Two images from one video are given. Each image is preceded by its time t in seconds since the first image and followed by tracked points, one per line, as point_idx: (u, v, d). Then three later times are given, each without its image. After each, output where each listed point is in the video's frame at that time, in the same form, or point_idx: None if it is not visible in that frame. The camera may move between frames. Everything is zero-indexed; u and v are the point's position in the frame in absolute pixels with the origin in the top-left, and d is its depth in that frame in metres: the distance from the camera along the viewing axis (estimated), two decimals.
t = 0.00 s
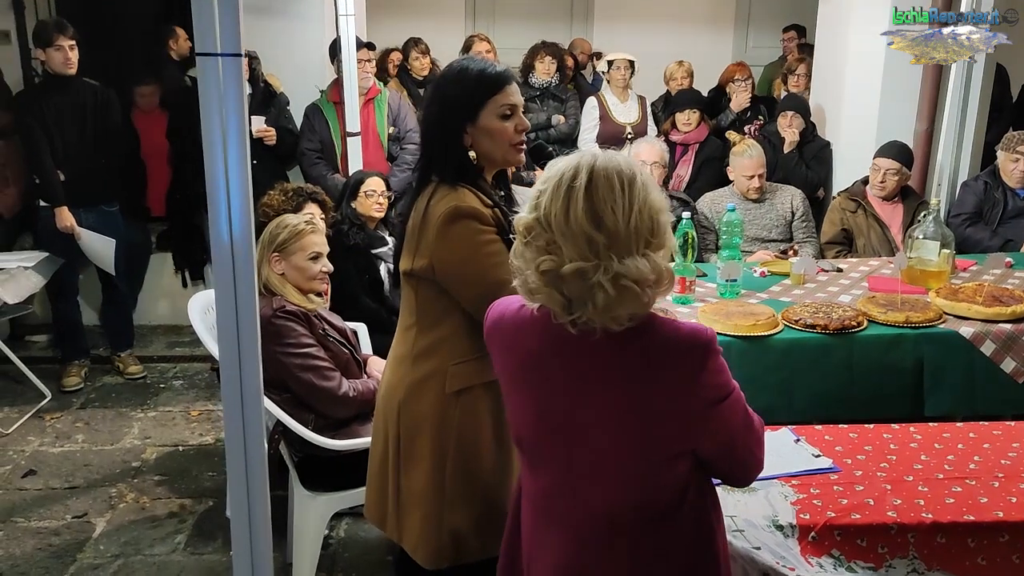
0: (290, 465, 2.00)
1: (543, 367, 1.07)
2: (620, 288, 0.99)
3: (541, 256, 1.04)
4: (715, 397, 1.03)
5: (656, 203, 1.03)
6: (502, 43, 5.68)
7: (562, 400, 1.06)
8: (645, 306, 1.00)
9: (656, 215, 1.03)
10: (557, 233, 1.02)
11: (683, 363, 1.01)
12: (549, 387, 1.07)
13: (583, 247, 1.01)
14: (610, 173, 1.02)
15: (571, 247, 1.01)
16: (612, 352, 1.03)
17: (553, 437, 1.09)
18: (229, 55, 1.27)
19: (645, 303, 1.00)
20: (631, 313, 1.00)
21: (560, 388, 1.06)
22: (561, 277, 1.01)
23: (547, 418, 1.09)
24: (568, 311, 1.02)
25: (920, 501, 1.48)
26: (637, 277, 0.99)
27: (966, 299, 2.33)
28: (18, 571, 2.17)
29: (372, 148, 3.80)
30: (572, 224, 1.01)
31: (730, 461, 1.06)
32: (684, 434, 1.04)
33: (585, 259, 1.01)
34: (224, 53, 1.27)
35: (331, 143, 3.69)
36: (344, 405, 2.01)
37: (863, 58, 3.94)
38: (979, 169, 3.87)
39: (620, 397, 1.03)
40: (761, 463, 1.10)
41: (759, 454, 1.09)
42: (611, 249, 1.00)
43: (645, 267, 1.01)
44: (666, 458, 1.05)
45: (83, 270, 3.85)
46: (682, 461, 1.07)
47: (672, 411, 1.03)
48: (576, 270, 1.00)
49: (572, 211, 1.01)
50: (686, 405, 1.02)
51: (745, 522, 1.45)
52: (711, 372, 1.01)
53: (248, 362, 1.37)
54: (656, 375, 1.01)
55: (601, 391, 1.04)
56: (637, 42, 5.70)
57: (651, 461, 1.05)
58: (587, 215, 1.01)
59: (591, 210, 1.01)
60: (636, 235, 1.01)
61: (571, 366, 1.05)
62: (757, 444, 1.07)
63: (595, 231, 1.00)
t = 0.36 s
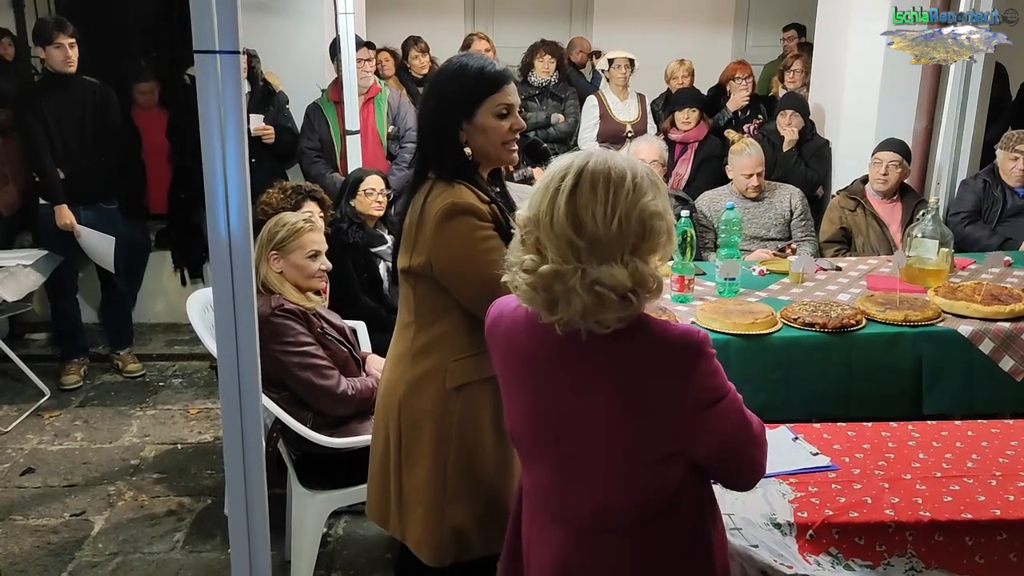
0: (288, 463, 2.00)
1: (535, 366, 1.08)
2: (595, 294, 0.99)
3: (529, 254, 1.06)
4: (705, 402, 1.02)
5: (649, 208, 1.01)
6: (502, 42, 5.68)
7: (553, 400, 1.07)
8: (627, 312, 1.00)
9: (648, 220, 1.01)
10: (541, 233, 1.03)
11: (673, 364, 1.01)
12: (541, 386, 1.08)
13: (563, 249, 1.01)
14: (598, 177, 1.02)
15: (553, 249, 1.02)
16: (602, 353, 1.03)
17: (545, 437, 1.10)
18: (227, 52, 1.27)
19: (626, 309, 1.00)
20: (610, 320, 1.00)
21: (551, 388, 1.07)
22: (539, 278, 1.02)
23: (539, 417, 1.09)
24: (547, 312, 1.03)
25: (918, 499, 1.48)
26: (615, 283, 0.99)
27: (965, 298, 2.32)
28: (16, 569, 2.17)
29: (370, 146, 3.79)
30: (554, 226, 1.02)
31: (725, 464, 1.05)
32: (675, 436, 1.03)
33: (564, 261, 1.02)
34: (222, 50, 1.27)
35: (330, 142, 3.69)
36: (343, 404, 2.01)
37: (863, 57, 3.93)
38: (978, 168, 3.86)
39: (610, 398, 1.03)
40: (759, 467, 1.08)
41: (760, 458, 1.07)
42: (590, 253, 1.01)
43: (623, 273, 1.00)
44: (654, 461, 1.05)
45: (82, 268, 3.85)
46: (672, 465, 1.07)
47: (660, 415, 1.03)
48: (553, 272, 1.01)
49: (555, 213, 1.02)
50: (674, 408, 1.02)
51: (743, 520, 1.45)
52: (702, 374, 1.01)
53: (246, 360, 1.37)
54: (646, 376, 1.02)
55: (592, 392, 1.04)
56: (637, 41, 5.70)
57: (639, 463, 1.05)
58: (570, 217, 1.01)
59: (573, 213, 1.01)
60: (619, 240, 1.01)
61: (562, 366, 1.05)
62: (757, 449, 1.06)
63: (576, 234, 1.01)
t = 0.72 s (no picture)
0: (286, 461, 2.00)
1: (527, 365, 1.09)
2: (575, 302, 1.01)
3: (530, 251, 1.10)
4: (691, 414, 1.01)
5: (644, 219, 1.01)
6: (501, 40, 5.68)
7: (543, 400, 1.08)
8: (610, 320, 1.02)
9: (642, 231, 1.01)
10: (539, 234, 1.06)
11: (660, 373, 1.01)
12: (533, 384, 1.09)
13: (553, 252, 1.04)
14: (594, 182, 1.02)
15: (545, 250, 1.05)
16: (590, 357, 1.04)
17: (536, 435, 1.11)
18: (222, 49, 1.27)
19: (609, 318, 1.01)
20: (591, 329, 1.02)
21: (541, 388, 1.08)
22: (530, 277, 1.07)
23: (530, 414, 1.11)
24: (536, 312, 1.07)
25: (916, 497, 1.48)
26: (596, 294, 1.01)
27: (963, 296, 2.32)
28: (14, 567, 2.17)
29: (370, 144, 3.79)
30: (547, 228, 1.05)
31: (713, 478, 1.04)
32: (661, 445, 1.03)
33: (553, 263, 1.05)
34: (217, 47, 1.27)
35: (331, 140, 3.69)
36: (340, 402, 2.01)
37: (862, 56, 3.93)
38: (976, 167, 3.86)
39: (597, 403, 1.04)
40: (750, 484, 1.07)
41: (753, 474, 1.06)
42: (575, 259, 1.03)
43: (604, 284, 1.02)
44: (638, 466, 1.05)
45: (81, 266, 3.85)
46: (658, 473, 1.06)
47: (645, 421, 1.02)
48: (543, 273, 1.05)
49: (548, 215, 1.04)
50: (661, 415, 1.02)
51: (740, 518, 1.45)
52: (689, 385, 1.01)
53: (242, 358, 1.37)
54: (633, 383, 1.02)
55: (580, 395, 1.05)
56: (635, 39, 5.70)
57: (624, 467, 1.05)
58: (561, 222, 1.03)
59: (565, 218, 1.03)
60: (607, 250, 1.01)
61: (552, 367, 1.06)
62: (751, 464, 1.04)
63: (564, 239, 1.03)
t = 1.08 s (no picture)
0: (287, 461, 2.00)
1: (531, 359, 1.10)
2: (578, 299, 1.02)
3: (536, 246, 1.10)
4: (694, 413, 1.01)
5: (648, 218, 1.01)
6: (502, 40, 5.67)
7: (548, 395, 1.08)
8: (613, 318, 1.02)
9: (646, 230, 1.01)
10: (546, 229, 1.07)
11: (666, 370, 1.01)
12: (536, 380, 1.09)
13: (557, 249, 1.05)
14: (599, 180, 1.02)
15: (551, 246, 1.06)
16: (596, 353, 1.04)
17: (540, 429, 1.11)
18: (223, 49, 1.27)
19: (612, 316, 1.02)
20: (594, 326, 1.02)
21: (546, 383, 1.08)
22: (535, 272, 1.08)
23: (533, 409, 1.11)
24: (541, 307, 1.08)
25: (917, 496, 1.48)
26: (598, 292, 1.01)
27: (963, 295, 2.32)
28: (16, 567, 2.17)
29: (373, 143, 3.77)
30: (552, 225, 1.05)
31: (718, 476, 1.04)
32: (664, 442, 1.03)
33: (558, 259, 1.05)
34: (218, 47, 1.27)
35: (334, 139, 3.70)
36: (341, 402, 2.01)
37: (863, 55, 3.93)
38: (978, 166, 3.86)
39: (602, 399, 1.04)
40: (751, 485, 1.06)
41: (757, 473, 1.06)
42: (579, 257, 1.03)
43: (605, 282, 1.02)
44: (640, 464, 1.05)
45: (82, 267, 3.84)
46: (660, 471, 1.06)
47: (647, 419, 1.03)
48: (547, 268, 1.06)
49: (553, 212, 1.05)
50: (664, 413, 1.02)
51: (741, 518, 1.45)
52: (695, 383, 1.01)
53: (244, 358, 1.37)
54: (639, 379, 1.02)
55: (585, 391, 1.05)
56: (636, 38, 5.70)
57: (626, 464, 1.06)
58: (565, 219, 1.04)
59: (568, 214, 1.03)
60: (610, 248, 1.02)
61: (558, 362, 1.07)
62: (752, 464, 1.04)
63: (568, 236, 1.04)
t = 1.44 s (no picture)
0: (291, 464, 2.00)
1: (535, 363, 1.11)
2: (568, 308, 1.03)
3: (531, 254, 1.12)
4: (696, 413, 1.01)
5: (628, 222, 1.01)
6: (502, 41, 5.68)
7: (550, 401, 1.09)
8: (608, 325, 1.02)
9: (628, 234, 1.01)
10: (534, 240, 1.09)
11: (664, 373, 1.01)
12: (540, 384, 1.10)
13: (545, 258, 1.07)
14: (576, 187, 1.03)
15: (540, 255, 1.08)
16: (595, 358, 1.04)
17: (545, 435, 1.12)
18: (229, 56, 1.27)
19: (605, 323, 1.02)
20: (587, 333, 1.03)
21: (548, 388, 1.09)
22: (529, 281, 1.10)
23: (537, 413, 1.12)
24: (538, 317, 1.09)
25: (920, 499, 1.49)
26: (586, 299, 1.02)
27: (965, 297, 2.33)
28: (21, 570, 2.18)
29: (376, 146, 3.77)
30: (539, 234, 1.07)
31: (723, 476, 1.04)
32: (668, 443, 1.03)
33: (548, 268, 1.07)
34: (224, 53, 1.27)
35: (337, 143, 3.70)
36: (345, 405, 2.02)
37: (863, 56, 3.93)
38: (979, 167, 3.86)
39: (602, 403, 1.05)
40: (756, 483, 1.06)
41: (762, 473, 1.06)
42: (565, 264, 1.04)
43: (590, 288, 1.03)
44: (643, 465, 1.06)
45: (83, 269, 3.86)
46: (664, 472, 1.07)
47: (649, 421, 1.03)
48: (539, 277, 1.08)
49: (537, 221, 1.06)
50: (665, 414, 1.02)
51: (745, 520, 1.45)
52: (693, 385, 1.01)
53: (250, 362, 1.38)
54: (637, 383, 1.02)
55: (585, 396, 1.06)
56: (637, 40, 5.70)
57: (630, 466, 1.06)
58: (548, 230, 1.05)
59: (550, 225, 1.05)
60: (594, 255, 1.02)
61: (557, 367, 1.08)
62: (755, 462, 1.05)
63: (552, 245, 1.05)
